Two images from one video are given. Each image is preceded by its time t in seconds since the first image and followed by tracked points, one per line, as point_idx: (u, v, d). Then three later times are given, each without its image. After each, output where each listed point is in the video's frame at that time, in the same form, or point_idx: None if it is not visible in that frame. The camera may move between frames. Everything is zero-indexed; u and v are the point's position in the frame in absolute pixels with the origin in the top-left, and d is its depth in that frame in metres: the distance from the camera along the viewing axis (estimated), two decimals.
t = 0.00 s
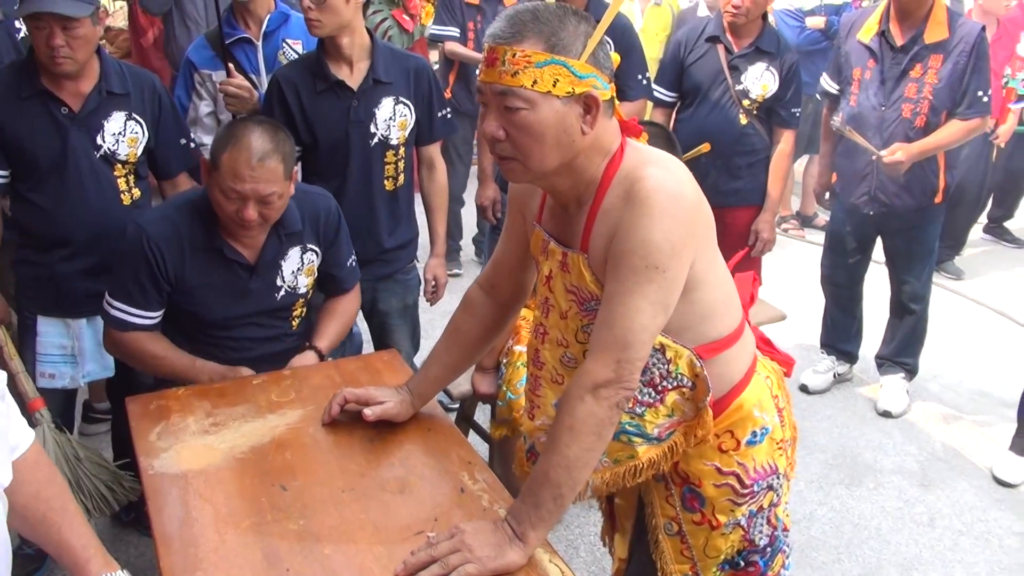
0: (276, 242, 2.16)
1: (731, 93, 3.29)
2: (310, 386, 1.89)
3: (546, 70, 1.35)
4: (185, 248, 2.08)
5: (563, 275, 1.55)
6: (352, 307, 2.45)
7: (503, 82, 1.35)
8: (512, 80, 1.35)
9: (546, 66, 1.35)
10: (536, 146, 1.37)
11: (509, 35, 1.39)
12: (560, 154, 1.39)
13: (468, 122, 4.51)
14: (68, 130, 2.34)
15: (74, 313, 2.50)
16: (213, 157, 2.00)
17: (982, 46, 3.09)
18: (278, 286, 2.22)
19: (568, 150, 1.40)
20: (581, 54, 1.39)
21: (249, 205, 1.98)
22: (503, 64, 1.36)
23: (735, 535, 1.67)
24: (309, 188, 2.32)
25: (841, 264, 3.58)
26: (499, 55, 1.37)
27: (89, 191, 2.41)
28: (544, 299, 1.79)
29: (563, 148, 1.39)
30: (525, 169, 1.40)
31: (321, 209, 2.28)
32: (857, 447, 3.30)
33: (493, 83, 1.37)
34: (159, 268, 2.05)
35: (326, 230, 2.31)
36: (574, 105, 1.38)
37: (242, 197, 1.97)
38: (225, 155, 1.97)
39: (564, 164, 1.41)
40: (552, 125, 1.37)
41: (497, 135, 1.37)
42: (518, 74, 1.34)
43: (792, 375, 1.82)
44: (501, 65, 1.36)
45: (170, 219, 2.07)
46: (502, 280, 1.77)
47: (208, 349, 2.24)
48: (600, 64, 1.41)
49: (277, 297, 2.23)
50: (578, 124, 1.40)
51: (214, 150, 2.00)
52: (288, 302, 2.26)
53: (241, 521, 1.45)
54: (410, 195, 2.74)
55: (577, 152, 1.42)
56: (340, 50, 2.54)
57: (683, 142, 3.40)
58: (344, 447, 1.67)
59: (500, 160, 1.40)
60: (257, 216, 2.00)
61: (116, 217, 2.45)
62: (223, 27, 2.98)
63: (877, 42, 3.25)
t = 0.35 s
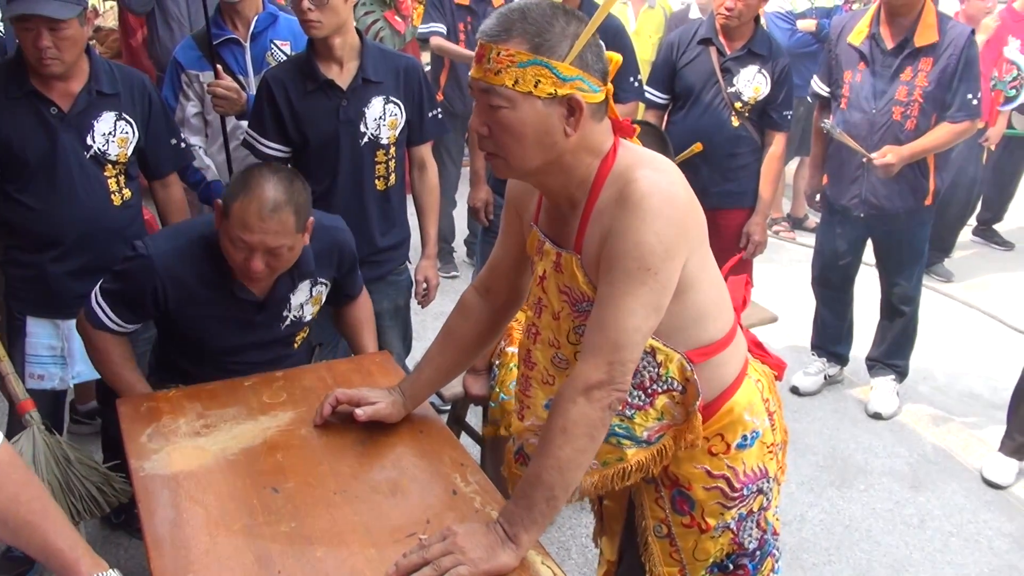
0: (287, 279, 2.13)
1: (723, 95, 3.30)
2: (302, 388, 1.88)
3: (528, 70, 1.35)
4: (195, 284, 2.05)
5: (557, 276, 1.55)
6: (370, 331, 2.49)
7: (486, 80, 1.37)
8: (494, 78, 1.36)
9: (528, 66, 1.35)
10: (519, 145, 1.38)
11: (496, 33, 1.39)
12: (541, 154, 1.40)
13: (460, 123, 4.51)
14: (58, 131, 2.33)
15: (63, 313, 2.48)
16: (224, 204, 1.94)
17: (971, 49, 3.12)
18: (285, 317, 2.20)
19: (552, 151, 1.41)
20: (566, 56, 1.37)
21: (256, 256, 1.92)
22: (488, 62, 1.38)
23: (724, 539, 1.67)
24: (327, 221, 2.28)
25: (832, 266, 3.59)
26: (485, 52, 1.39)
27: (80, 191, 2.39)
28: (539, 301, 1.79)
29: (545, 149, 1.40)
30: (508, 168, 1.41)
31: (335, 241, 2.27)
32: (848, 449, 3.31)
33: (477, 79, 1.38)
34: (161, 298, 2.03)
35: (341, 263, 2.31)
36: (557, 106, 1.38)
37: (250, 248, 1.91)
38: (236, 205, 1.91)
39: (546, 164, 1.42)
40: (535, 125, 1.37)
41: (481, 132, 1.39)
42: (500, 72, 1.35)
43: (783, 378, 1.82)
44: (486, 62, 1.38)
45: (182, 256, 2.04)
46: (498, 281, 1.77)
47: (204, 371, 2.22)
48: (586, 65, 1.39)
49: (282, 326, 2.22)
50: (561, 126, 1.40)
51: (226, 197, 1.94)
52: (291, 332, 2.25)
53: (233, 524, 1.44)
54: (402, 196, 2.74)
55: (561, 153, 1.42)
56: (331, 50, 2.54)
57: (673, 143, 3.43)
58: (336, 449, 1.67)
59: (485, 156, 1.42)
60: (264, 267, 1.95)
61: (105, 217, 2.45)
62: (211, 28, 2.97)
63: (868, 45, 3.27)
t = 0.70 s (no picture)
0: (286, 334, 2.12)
1: (723, 99, 3.30)
2: (303, 390, 1.88)
3: (522, 75, 1.36)
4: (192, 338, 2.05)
5: (561, 279, 1.55)
6: (376, 342, 2.54)
7: (483, 83, 1.39)
8: (490, 81, 1.38)
9: (521, 71, 1.36)
10: (513, 147, 1.40)
11: (495, 35, 1.41)
12: (535, 157, 1.41)
13: (460, 125, 4.51)
14: (59, 132, 2.33)
15: (61, 314, 2.48)
16: (210, 269, 1.88)
17: (971, 52, 3.12)
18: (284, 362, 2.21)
19: (546, 156, 1.42)
20: (561, 62, 1.37)
21: (232, 326, 1.84)
22: (486, 64, 1.39)
23: (725, 542, 1.67)
24: (333, 275, 2.23)
25: (832, 269, 3.59)
26: (484, 54, 1.41)
27: (79, 192, 2.39)
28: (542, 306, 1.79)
29: (540, 153, 1.41)
30: (503, 169, 1.43)
31: (340, 295, 2.23)
32: (847, 452, 3.31)
33: (475, 80, 1.40)
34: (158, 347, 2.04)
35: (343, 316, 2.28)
36: (551, 111, 1.38)
37: (226, 318, 1.84)
38: (219, 271, 1.84)
39: (541, 167, 1.43)
40: (529, 129, 1.39)
41: (478, 134, 1.42)
42: (496, 76, 1.37)
43: (786, 382, 1.83)
44: (484, 64, 1.39)
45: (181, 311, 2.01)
46: (501, 286, 1.77)
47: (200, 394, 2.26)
48: (583, 71, 1.38)
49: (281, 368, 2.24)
50: (554, 131, 1.40)
51: (213, 261, 1.88)
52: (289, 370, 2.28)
53: (233, 526, 1.44)
54: (402, 197, 2.74)
55: (558, 157, 1.43)
56: (332, 52, 2.54)
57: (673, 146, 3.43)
58: (337, 451, 1.67)
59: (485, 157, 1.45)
60: (240, 337, 1.87)
61: (106, 218, 2.45)
62: (213, 29, 2.98)
63: (868, 48, 3.27)
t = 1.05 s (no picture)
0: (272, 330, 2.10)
1: (724, 101, 3.30)
2: (302, 391, 1.88)
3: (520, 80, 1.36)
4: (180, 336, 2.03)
5: (563, 282, 1.55)
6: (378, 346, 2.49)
7: (482, 88, 1.40)
8: (489, 86, 1.39)
9: (520, 76, 1.36)
10: (510, 152, 1.41)
11: (496, 40, 1.41)
12: (533, 162, 1.42)
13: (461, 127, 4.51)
14: (54, 134, 2.33)
15: (43, 312, 2.46)
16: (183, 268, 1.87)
17: (971, 56, 3.12)
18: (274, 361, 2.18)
19: (544, 161, 1.42)
20: (559, 67, 1.37)
21: (208, 325, 1.83)
22: (485, 69, 1.40)
23: (728, 543, 1.68)
24: (319, 271, 2.20)
25: (832, 272, 3.60)
26: (484, 59, 1.41)
27: (70, 194, 2.39)
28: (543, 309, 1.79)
29: (538, 158, 1.42)
30: (501, 172, 1.44)
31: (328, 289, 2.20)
32: (846, 455, 3.31)
33: (475, 84, 1.41)
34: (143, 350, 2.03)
35: (331, 311, 2.24)
36: (548, 116, 1.38)
37: (200, 317, 1.82)
38: (189, 271, 1.83)
39: (540, 171, 1.44)
40: (525, 134, 1.39)
41: (477, 137, 1.43)
42: (494, 81, 1.38)
43: (787, 383, 1.83)
44: (485, 68, 1.40)
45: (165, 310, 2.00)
46: (502, 289, 1.77)
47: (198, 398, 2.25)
48: (581, 77, 1.38)
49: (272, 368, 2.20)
50: (552, 137, 1.40)
51: (185, 261, 1.86)
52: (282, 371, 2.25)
53: (233, 528, 1.44)
54: (402, 199, 2.74)
55: (557, 162, 1.43)
56: (335, 54, 2.55)
57: (674, 148, 3.43)
58: (337, 453, 1.67)
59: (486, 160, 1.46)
60: (217, 335, 1.86)
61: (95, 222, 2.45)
62: (217, 30, 2.97)
63: (869, 51, 3.27)
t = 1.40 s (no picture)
0: (258, 281, 2.11)
1: (721, 103, 3.31)
2: (300, 393, 1.88)
3: (515, 82, 1.37)
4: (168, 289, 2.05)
5: (559, 283, 1.56)
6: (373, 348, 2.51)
7: (477, 89, 1.41)
8: (484, 87, 1.40)
9: (514, 78, 1.37)
10: (506, 153, 1.42)
11: (491, 41, 1.41)
12: (529, 164, 1.43)
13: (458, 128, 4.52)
14: (22, 134, 2.33)
15: (23, 318, 2.45)
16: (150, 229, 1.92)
17: (967, 57, 3.13)
18: (265, 318, 2.17)
19: (540, 161, 1.43)
20: (554, 69, 1.37)
21: (181, 283, 1.93)
22: (481, 70, 1.41)
23: (720, 546, 1.67)
24: (300, 220, 2.22)
25: (829, 273, 3.60)
26: (480, 60, 1.42)
27: (42, 197, 2.38)
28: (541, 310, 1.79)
29: (533, 159, 1.42)
30: (498, 173, 1.45)
31: (310, 240, 2.20)
32: (843, 456, 3.32)
33: (471, 86, 1.42)
34: (134, 313, 2.05)
35: (317, 262, 2.23)
36: (543, 118, 1.39)
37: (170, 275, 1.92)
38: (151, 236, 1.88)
39: (536, 172, 1.45)
40: (520, 135, 1.40)
41: (473, 137, 1.44)
42: (489, 82, 1.39)
43: (784, 388, 1.83)
44: (481, 69, 1.41)
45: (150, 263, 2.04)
46: (501, 289, 1.77)
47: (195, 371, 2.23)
48: (575, 78, 1.38)
49: (265, 328, 2.19)
50: (546, 138, 1.41)
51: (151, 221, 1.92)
52: (276, 334, 2.23)
53: (230, 529, 1.44)
54: (400, 200, 2.74)
55: (553, 162, 1.43)
56: (333, 55, 2.55)
57: (670, 150, 3.44)
58: (334, 454, 1.67)
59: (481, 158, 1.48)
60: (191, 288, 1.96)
61: (69, 225, 2.44)
62: (216, 31, 2.98)
63: (865, 53, 3.29)
